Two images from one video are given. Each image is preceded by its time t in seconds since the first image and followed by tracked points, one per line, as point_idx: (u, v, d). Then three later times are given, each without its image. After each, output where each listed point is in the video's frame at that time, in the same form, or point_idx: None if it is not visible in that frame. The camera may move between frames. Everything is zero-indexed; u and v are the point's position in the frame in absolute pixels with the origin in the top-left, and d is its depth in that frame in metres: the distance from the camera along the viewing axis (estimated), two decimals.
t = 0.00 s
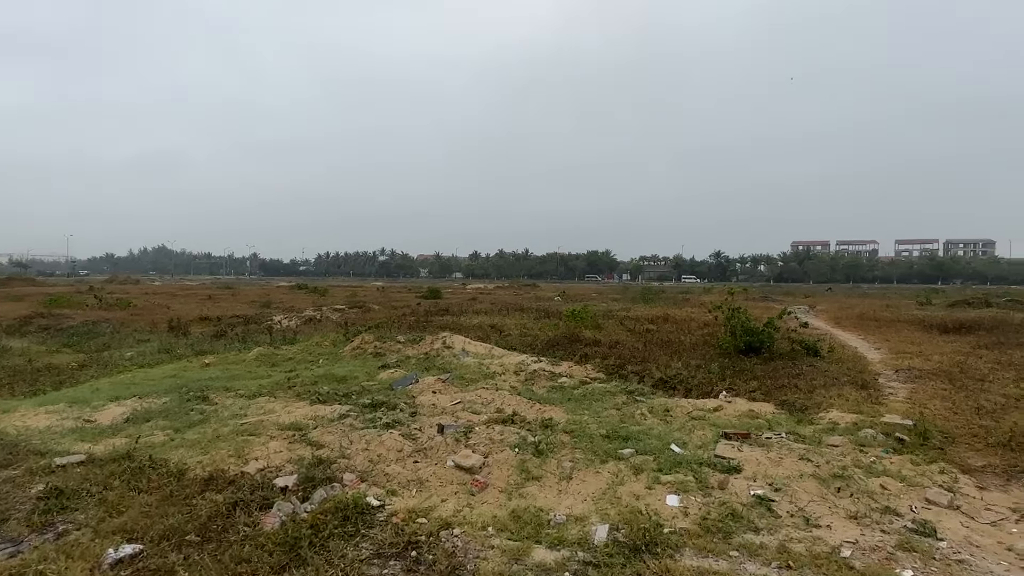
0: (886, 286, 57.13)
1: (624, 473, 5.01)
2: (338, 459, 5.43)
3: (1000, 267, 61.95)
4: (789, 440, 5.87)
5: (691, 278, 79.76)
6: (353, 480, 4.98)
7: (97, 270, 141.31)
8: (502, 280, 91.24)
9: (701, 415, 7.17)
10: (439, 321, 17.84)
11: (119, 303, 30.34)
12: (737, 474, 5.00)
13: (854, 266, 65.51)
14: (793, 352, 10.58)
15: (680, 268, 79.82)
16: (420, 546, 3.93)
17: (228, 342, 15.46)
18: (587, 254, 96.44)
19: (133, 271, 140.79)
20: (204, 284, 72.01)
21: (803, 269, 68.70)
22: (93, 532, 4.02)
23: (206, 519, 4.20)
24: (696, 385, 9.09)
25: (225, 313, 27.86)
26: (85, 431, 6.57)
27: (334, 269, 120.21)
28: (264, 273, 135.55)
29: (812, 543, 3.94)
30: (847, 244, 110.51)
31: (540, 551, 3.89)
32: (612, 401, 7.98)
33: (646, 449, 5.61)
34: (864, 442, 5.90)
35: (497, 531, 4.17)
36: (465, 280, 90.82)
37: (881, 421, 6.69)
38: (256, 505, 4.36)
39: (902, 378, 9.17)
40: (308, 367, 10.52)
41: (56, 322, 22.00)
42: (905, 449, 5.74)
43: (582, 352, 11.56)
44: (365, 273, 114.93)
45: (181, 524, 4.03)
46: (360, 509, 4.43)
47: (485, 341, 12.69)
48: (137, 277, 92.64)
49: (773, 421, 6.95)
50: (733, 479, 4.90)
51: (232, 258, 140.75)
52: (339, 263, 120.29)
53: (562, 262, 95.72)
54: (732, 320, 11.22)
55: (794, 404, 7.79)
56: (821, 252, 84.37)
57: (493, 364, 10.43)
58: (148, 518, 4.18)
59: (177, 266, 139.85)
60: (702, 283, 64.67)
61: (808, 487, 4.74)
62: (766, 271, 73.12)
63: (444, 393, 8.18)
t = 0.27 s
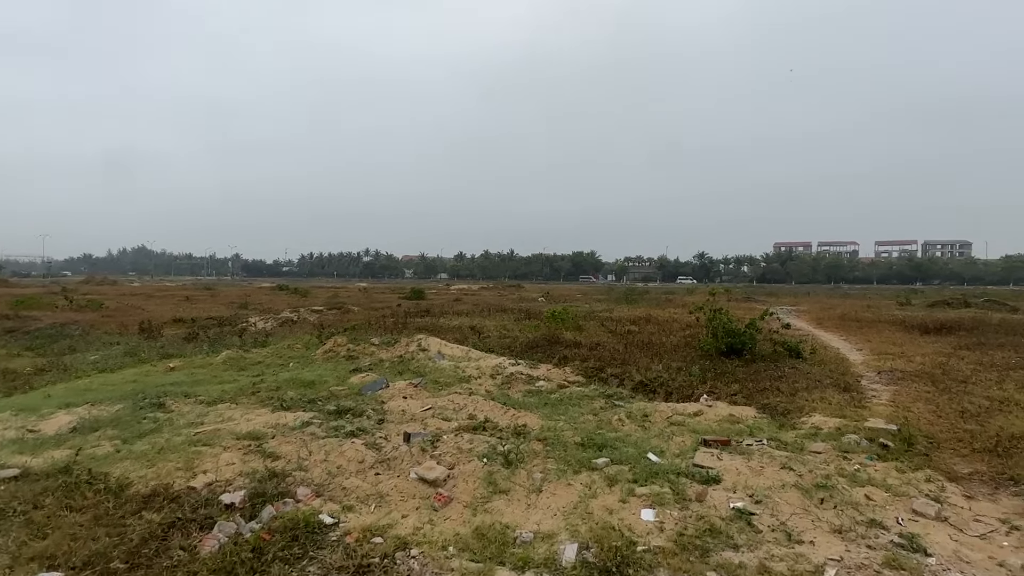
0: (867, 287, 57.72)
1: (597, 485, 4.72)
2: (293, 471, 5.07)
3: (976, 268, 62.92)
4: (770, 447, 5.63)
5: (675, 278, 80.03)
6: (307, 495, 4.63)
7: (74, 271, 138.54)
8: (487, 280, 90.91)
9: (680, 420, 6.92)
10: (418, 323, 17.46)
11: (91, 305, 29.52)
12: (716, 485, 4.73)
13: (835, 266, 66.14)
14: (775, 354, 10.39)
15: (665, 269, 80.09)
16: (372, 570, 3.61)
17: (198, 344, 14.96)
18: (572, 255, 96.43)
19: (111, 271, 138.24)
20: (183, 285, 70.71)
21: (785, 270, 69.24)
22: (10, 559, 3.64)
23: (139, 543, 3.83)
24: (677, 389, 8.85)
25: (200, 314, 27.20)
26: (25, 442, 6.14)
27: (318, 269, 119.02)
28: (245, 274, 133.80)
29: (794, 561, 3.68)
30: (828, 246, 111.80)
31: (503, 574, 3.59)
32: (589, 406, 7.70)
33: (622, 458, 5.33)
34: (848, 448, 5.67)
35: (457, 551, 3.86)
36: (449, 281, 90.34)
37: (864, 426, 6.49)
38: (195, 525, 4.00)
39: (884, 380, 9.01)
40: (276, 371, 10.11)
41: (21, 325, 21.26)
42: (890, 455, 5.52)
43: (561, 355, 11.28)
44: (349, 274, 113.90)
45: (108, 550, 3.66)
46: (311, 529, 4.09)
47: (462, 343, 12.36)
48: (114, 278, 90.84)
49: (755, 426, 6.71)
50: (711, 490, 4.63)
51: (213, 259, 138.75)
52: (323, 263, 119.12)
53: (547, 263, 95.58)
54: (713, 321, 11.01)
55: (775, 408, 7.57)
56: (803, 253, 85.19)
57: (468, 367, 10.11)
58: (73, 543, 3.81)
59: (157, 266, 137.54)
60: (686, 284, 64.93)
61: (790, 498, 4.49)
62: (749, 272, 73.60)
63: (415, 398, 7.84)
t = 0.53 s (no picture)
0: (847, 288, 58.31)
1: (566, 505, 4.44)
2: (242, 493, 4.72)
3: (953, 269, 63.87)
4: (749, 460, 5.40)
5: (659, 279, 80.27)
6: (254, 520, 4.30)
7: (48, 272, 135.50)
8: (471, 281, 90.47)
9: (658, 430, 6.68)
10: (395, 327, 17.09)
11: (60, 307, 28.65)
12: (692, 504, 4.48)
13: (816, 267, 66.77)
14: (756, 359, 10.22)
15: (648, 270, 80.30)
16: None
17: (165, 349, 14.44)
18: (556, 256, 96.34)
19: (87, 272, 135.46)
20: (160, 286, 69.29)
21: (767, 271, 69.75)
22: None
23: None
24: (656, 396, 8.61)
25: (173, 317, 26.51)
26: None
27: (300, 270, 117.68)
28: (226, 275, 131.86)
29: None
30: (809, 247, 113.00)
31: None
32: (565, 416, 7.43)
33: (594, 474, 5.06)
34: (829, 461, 5.46)
35: None
36: (433, 282, 89.75)
37: (845, 435, 6.29)
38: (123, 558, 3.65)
39: (865, 386, 8.85)
40: (242, 379, 9.71)
41: None
42: (872, 468, 5.32)
43: (539, 360, 11.01)
44: (331, 275, 112.75)
45: None
46: (253, 560, 3.76)
47: (438, 348, 12.02)
48: (89, 279, 88.91)
49: (734, 437, 6.48)
50: (687, 510, 4.38)
51: (192, 260, 136.57)
52: (305, 264, 117.80)
53: (531, 264, 95.42)
54: (693, 325, 10.81)
55: (756, 416, 7.35)
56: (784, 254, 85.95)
57: (442, 374, 9.79)
58: None
59: (134, 267, 135.05)
60: (669, 285, 65.10)
61: (768, 518, 4.25)
62: (731, 273, 74.03)
63: (384, 408, 7.51)
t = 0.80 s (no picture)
0: (827, 288, 58.83)
1: (526, 517, 4.18)
2: (180, 507, 4.40)
3: (930, 269, 64.84)
4: (721, 466, 5.19)
5: (642, 279, 80.50)
6: (189, 537, 3.98)
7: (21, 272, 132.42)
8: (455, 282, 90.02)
9: (629, 434, 6.45)
10: (370, 328, 16.74)
11: (27, 309, 27.79)
12: (659, 514, 4.24)
13: (796, 268, 67.42)
14: (733, 359, 10.06)
15: (632, 270, 80.51)
16: None
17: (128, 352, 13.94)
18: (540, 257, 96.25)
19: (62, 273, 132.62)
20: (136, 287, 67.90)
21: (749, 271, 70.29)
22: None
23: None
24: (630, 399, 8.40)
25: (144, 318, 25.82)
26: None
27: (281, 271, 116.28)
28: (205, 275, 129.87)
29: None
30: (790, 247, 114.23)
31: None
32: (535, 420, 7.18)
33: (558, 482, 4.81)
34: (803, 466, 5.26)
35: None
36: (416, 282, 89.15)
37: (820, 438, 6.12)
38: None
39: (842, 387, 8.73)
40: (202, 383, 9.32)
41: None
42: (847, 474, 5.13)
43: (514, 362, 10.75)
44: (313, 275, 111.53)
45: None
46: None
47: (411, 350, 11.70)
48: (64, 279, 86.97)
49: (707, 441, 6.28)
50: (653, 521, 4.14)
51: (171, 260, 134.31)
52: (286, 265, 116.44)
53: (515, 264, 95.23)
54: (670, 326, 10.63)
55: (731, 419, 7.16)
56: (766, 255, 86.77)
57: (412, 377, 9.48)
58: None
59: (111, 268, 132.49)
60: (652, 286, 65.28)
61: (738, 529, 4.03)
62: (713, 274, 74.47)
63: (346, 412, 7.20)
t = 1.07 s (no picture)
0: (808, 289, 59.31)
1: (481, 538, 3.93)
2: (110, 530, 4.08)
3: (907, 271, 65.78)
4: (691, 478, 4.98)
5: (626, 281, 80.66)
6: (113, 565, 3.67)
7: None
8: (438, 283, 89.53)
9: (600, 444, 6.23)
10: (345, 331, 16.38)
11: None
12: (622, 533, 4.01)
13: (778, 269, 68.00)
14: (709, 363, 9.90)
15: (615, 272, 80.67)
16: None
17: (90, 357, 13.45)
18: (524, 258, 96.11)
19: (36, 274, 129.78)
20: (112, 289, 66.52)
21: (731, 273, 70.77)
22: None
23: None
24: (604, 405, 8.18)
25: (115, 322, 25.14)
26: None
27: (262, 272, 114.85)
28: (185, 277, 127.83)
29: None
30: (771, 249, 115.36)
31: None
32: (504, 428, 6.93)
33: (519, 498, 4.57)
34: (775, 478, 5.07)
35: None
36: (400, 284, 88.51)
37: (794, 447, 5.94)
38: None
39: (818, 391, 8.59)
40: (161, 390, 8.94)
41: None
42: (820, 485, 4.95)
43: (487, 366, 10.49)
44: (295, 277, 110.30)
45: None
46: None
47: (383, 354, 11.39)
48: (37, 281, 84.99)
49: (679, 451, 6.07)
50: (616, 540, 3.91)
51: (149, 261, 132.01)
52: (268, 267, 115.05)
53: (499, 266, 95.01)
54: (647, 329, 10.45)
55: (705, 427, 6.96)
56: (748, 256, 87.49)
57: (381, 383, 9.18)
58: None
59: (87, 269, 129.87)
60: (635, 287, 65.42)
61: (705, 548, 3.81)
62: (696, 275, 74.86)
63: (307, 422, 6.89)
